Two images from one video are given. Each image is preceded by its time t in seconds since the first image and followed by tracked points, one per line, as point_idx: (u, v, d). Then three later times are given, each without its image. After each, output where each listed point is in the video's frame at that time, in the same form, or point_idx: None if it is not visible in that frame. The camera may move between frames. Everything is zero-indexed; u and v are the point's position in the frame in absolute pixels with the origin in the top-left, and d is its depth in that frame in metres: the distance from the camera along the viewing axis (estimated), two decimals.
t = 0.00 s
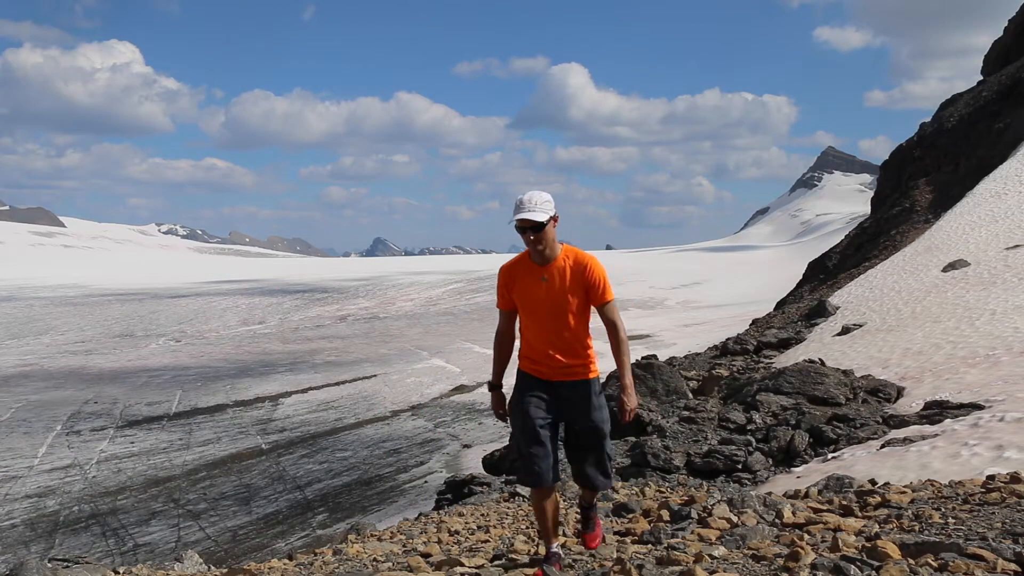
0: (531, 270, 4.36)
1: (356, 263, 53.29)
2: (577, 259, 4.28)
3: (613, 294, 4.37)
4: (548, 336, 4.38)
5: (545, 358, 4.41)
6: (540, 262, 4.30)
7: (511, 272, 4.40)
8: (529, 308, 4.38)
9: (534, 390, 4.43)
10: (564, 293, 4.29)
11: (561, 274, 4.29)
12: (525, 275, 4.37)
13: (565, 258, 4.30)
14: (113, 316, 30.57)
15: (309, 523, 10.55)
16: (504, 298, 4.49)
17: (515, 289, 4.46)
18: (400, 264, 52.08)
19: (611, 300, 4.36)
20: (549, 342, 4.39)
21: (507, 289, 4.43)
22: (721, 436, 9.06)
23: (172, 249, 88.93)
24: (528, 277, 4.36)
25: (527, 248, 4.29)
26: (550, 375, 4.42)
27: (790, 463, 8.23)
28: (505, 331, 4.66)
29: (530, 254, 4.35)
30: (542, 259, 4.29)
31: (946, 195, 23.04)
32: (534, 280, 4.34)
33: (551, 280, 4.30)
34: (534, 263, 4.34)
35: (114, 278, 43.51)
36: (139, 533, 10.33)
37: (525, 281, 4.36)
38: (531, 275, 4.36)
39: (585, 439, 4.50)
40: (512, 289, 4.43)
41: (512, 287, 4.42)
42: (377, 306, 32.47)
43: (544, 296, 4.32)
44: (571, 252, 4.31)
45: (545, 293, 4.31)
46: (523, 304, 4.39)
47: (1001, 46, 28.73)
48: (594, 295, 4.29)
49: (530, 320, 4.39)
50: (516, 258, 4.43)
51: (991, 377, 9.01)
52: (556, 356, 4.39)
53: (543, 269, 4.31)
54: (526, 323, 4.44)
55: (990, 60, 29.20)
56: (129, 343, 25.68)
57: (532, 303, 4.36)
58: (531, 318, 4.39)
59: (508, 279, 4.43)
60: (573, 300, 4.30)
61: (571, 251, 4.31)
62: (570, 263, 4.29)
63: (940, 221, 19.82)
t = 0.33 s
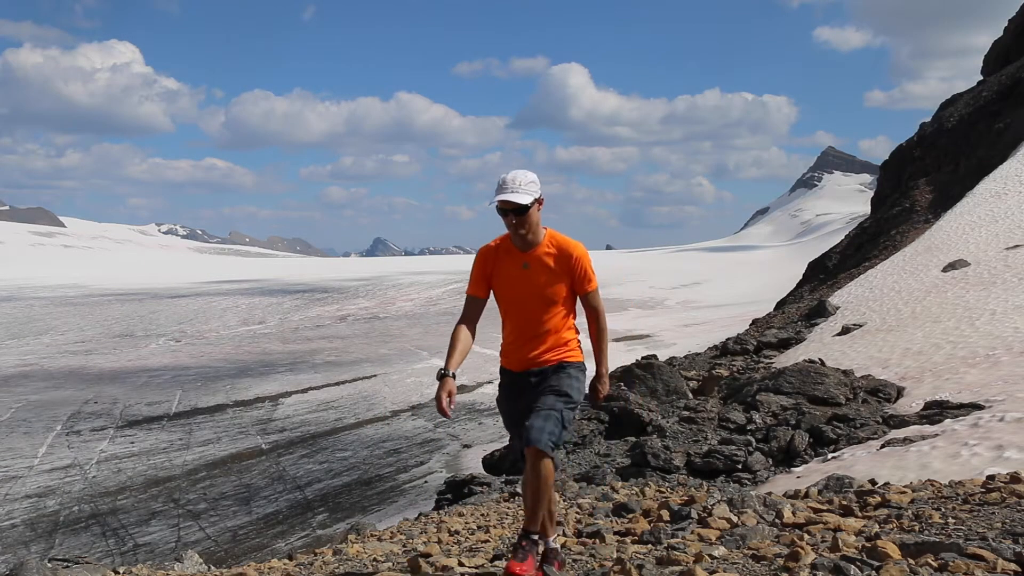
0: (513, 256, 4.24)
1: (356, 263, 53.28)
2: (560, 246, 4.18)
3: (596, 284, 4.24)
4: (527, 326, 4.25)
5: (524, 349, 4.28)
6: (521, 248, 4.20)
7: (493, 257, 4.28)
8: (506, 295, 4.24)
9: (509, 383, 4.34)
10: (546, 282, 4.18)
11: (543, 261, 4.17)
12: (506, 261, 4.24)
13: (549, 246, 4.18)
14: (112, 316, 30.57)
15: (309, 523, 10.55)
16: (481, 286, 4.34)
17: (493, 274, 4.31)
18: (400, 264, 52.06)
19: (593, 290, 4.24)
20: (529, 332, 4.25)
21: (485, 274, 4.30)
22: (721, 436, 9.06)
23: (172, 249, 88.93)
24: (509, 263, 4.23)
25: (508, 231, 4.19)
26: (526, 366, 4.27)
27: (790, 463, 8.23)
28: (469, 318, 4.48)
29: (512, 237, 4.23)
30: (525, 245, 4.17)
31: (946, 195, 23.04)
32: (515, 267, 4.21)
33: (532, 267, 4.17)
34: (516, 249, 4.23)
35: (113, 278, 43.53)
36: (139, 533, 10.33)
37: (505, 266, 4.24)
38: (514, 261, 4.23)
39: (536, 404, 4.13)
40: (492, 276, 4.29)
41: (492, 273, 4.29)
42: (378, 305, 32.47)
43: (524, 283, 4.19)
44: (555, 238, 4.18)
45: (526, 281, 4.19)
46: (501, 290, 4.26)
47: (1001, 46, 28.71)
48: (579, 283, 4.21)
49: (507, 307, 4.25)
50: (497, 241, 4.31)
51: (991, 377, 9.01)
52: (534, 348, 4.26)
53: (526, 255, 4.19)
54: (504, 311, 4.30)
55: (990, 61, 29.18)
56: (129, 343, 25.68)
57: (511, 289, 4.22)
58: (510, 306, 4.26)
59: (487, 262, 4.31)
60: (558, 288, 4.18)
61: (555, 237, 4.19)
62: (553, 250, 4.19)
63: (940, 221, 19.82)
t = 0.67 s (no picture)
0: (481, 218, 4.00)
1: (356, 262, 53.27)
2: (531, 208, 3.89)
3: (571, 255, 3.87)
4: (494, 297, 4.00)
5: (490, 323, 4.05)
6: (491, 210, 3.94)
7: (463, 218, 4.07)
8: (474, 262, 4.01)
9: (472, 359, 4.12)
10: (513, 248, 3.89)
11: (511, 224, 3.90)
12: (475, 223, 4.01)
13: (519, 208, 3.90)
14: (112, 316, 30.56)
15: (309, 523, 10.56)
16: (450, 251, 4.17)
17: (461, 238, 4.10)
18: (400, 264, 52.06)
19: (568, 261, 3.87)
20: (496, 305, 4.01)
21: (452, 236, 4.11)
22: (721, 436, 9.07)
23: (171, 249, 88.94)
24: (478, 227, 3.99)
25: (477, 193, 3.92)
26: (496, 343, 4.05)
27: (790, 463, 8.23)
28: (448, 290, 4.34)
29: (481, 201, 3.98)
30: (493, 206, 3.92)
31: (946, 196, 23.04)
32: (483, 230, 3.97)
33: (500, 230, 3.92)
34: (486, 211, 3.98)
35: (113, 278, 43.53)
36: (139, 533, 10.33)
37: (474, 230, 4.01)
38: (482, 224, 3.98)
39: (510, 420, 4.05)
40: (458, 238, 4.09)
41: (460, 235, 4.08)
42: (378, 305, 32.47)
43: (491, 249, 3.94)
44: (527, 200, 3.91)
45: (492, 246, 3.94)
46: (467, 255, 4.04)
47: (1001, 46, 28.67)
48: (551, 250, 3.85)
49: (476, 275, 4.04)
50: (468, 204, 4.08)
51: (991, 377, 9.01)
52: (500, 323, 4.03)
53: (495, 216, 3.94)
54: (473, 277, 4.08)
55: (990, 61, 29.16)
56: (129, 343, 25.68)
57: (477, 255, 3.99)
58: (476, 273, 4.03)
59: (456, 224, 4.10)
60: (526, 255, 3.90)
61: (527, 199, 3.91)
62: (523, 212, 3.90)
63: (940, 221, 19.81)
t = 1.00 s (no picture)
0: (432, 200, 3.86)
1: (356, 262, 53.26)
2: (486, 183, 3.72)
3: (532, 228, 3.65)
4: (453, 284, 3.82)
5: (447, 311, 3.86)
6: (441, 188, 3.80)
7: (414, 203, 3.93)
8: (428, 247, 3.86)
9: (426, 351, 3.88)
10: (468, 228, 3.73)
11: (463, 203, 3.75)
12: (427, 205, 3.87)
13: (472, 184, 3.75)
14: (112, 316, 30.55)
15: (309, 523, 10.56)
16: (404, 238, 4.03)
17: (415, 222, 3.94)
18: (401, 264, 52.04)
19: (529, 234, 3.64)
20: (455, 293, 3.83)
21: (406, 223, 3.96)
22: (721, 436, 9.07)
23: (172, 249, 88.97)
24: (430, 209, 3.85)
25: (426, 170, 3.78)
26: (451, 335, 3.84)
27: (790, 463, 8.23)
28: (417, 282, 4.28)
29: (431, 180, 3.84)
30: (444, 184, 3.78)
31: (945, 196, 23.03)
32: (434, 213, 3.83)
33: (451, 212, 3.77)
34: (437, 191, 3.84)
35: (113, 278, 43.52)
36: (139, 533, 10.33)
37: (426, 212, 3.87)
38: (433, 206, 3.85)
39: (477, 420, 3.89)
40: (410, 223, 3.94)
41: (414, 219, 3.93)
42: (378, 305, 32.47)
43: (444, 231, 3.79)
44: (481, 175, 3.76)
45: (444, 228, 3.79)
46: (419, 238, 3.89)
47: (1001, 46, 28.66)
48: (507, 225, 3.66)
49: (432, 260, 3.87)
50: (420, 185, 3.94)
51: (991, 377, 9.02)
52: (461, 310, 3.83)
53: (447, 195, 3.80)
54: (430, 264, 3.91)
55: (990, 61, 29.15)
56: (129, 343, 25.68)
57: (430, 238, 3.84)
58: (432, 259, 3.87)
59: (408, 210, 3.96)
60: (477, 231, 3.72)
61: (482, 175, 3.75)
62: (477, 187, 3.74)
63: (940, 221, 19.80)
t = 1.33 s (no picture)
0: (382, 157, 3.62)
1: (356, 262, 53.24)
2: (445, 142, 3.55)
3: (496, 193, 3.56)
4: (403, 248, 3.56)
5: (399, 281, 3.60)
6: (395, 144, 3.58)
7: (362, 161, 3.67)
8: (378, 209, 3.60)
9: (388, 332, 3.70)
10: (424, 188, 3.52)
11: (419, 160, 3.54)
12: (376, 162, 3.63)
13: (428, 141, 3.56)
14: (112, 316, 30.55)
15: (309, 523, 10.56)
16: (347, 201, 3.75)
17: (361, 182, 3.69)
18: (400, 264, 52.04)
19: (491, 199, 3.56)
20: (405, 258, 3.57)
21: (352, 183, 3.71)
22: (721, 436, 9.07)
23: (171, 249, 88.96)
24: (381, 166, 3.61)
25: (378, 123, 3.58)
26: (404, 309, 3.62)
27: (790, 463, 8.24)
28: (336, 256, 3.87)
29: (383, 134, 3.63)
30: (397, 141, 3.57)
31: (945, 196, 23.03)
32: (387, 170, 3.58)
33: (407, 168, 3.54)
34: (389, 147, 3.61)
35: (113, 278, 43.52)
36: (139, 533, 10.33)
37: (375, 170, 3.62)
38: (385, 162, 3.60)
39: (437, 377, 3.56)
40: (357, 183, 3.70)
41: (361, 178, 3.68)
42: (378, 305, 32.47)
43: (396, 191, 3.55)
44: (437, 132, 3.58)
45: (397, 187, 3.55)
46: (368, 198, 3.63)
47: (1001, 46, 28.65)
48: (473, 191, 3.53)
49: (381, 224, 3.61)
50: (367, 142, 3.71)
51: (991, 377, 9.02)
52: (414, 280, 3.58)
53: (399, 150, 3.58)
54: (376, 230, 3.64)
55: (989, 61, 29.14)
56: (129, 343, 25.67)
57: (381, 199, 3.59)
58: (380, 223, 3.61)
59: (354, 167, 3.70)
60: (441, 194, 3.52)
61: (439, 133, 3.57)
62: (436, 144, 3.55)
63: (940, 221, 19.80)
